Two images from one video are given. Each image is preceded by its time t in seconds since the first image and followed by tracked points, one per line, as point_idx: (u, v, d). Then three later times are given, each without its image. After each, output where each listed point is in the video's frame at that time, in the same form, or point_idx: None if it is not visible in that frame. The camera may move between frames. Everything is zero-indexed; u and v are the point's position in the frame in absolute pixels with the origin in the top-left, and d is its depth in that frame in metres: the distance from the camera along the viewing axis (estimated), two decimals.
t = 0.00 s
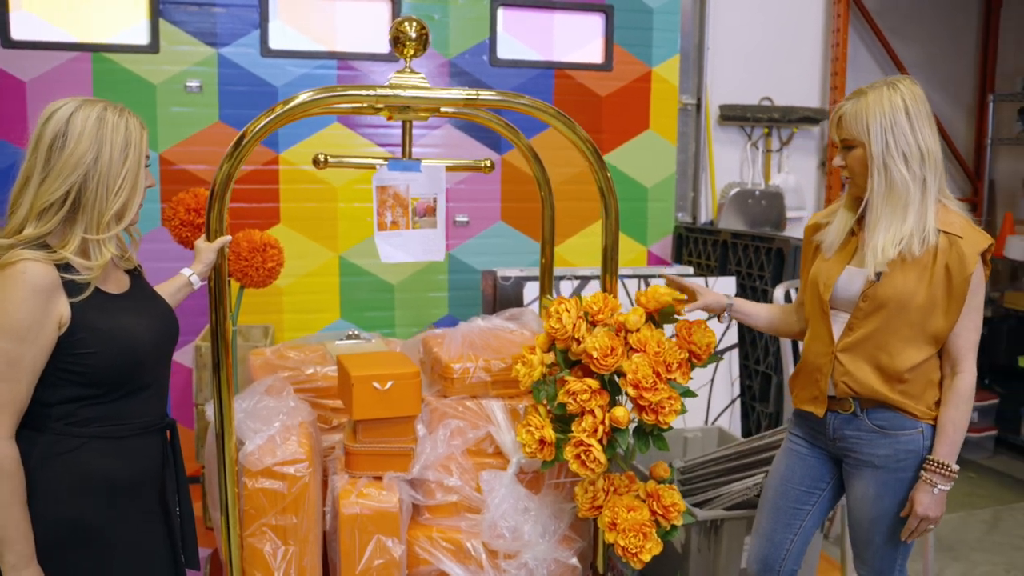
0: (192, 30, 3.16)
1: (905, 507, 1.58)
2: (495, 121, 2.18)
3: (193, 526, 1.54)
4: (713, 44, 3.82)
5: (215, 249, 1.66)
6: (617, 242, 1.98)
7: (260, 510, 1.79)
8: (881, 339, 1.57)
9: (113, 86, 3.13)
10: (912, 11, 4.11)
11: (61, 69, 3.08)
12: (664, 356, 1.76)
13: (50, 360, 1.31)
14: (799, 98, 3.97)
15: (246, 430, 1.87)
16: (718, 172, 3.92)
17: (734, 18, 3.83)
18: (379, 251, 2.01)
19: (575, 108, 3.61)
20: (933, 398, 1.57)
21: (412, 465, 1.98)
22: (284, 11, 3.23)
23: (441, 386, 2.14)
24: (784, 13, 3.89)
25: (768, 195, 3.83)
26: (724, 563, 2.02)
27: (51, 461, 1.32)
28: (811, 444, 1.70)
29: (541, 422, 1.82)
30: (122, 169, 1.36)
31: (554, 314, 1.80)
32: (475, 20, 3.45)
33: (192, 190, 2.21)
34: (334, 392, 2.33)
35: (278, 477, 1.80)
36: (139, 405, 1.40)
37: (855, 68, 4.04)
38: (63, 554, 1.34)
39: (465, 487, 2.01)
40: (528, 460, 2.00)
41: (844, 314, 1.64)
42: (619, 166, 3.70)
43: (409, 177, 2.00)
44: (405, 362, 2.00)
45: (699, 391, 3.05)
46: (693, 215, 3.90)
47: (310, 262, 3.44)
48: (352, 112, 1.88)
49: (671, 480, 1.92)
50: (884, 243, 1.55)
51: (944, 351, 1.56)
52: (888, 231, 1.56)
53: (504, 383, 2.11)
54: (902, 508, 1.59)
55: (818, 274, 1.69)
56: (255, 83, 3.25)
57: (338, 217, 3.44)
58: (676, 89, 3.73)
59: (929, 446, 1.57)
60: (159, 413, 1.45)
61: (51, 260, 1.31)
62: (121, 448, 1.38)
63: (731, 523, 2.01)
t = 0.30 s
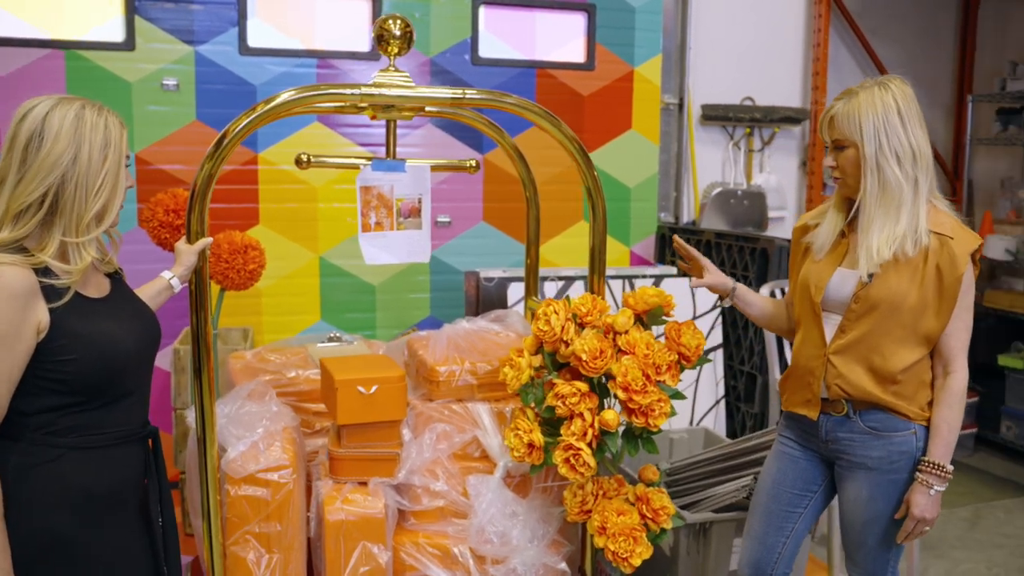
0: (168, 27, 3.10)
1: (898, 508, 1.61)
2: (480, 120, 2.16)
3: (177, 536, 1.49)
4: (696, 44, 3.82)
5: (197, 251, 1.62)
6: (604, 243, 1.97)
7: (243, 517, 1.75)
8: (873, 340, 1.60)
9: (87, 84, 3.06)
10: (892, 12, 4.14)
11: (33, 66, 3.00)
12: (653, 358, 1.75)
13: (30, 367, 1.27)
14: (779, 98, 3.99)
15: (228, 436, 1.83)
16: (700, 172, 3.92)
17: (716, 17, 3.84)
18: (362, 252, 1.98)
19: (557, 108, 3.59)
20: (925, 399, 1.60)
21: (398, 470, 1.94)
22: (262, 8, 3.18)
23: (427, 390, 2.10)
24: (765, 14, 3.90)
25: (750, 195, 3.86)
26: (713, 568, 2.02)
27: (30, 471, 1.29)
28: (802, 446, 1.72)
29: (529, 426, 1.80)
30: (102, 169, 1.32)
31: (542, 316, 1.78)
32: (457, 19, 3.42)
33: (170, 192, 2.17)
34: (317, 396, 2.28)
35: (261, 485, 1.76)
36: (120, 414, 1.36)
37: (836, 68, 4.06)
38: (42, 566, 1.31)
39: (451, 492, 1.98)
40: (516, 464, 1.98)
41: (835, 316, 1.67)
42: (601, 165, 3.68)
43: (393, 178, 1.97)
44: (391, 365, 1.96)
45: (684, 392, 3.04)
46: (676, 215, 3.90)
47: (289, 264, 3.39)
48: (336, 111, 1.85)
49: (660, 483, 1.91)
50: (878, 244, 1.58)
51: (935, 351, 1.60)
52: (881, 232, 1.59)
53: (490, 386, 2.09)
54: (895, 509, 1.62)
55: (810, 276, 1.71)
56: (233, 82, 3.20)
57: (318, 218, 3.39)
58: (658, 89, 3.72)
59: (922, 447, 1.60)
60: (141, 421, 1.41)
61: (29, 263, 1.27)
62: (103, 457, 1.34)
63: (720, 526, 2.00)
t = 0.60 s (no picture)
0: (144, 25, 3.05)
1: (889, 508, 1.62)
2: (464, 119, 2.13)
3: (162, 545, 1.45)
4: (678, 43, 3.82)
5: (179, 253, 1.59)
6: (592, 243, 1.95)
7: (227, 525, 1.72)
8: (864, 341, 1.61)
9: (61, 82, 2.99)
10: (870, 12, 4.17)
11: (4, 64, 2.92)
12: (643, 360, 1.74)
13: (10, 373, 1.24)
14: (761, 97, 4.00)
15: (212, 442, 1.79)
16: (682, 172, 3.92)
17: (698, 17, 3.84)
18: (347, 253, 1.95)
19: (540, 108, 3.57)
20: (915, 398, 1.61)
21: (385, 475, 1.91)
22: (241, 6, 3.14)
23: (413, 393, 2.08)
24: (746, 14, 3.91)
25: (732, 195, 3.89)
26: (702, 570, 2.02)
27: (10, 482, 1.25)
28: (792, 446, 1.73)
29: (518, 429, 1.78)
30: (83, 169, 1.28)
31: (531, 318, 1.77)
32: (438, 17, 3.39)
33: (149, 193, 2.13)
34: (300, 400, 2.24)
35: (246, 491, 1.72)
36: (102, 421, 1.32)
37: (817, 69, 4.08)
38: None
39: (439, 496, 1.95)
40: (504, 467, 1.96)
41: (827, 315, 1.68)
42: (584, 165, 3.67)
43: (378, 178, 1.94)
44: (377, 368, 1.93)
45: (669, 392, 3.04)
46: (658, 215, 3.91)
47: (270, 265, 3.34)
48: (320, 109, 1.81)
49: (649, 485, 1.90)
50: (870, 245, 1.59)
51: (926, 351, 1.61)
52: (873, 233, 1.59)
53: (477, 388, 2.07)
54: (886, 510, 1.63)
55: (801, 277, 1.72)
56: (211, 81, 3.15)
57: (298, 218, 3.35)
58: (641, 89, 3.71)
59: (912, 447, 1.61)
60: (125, 428, 1.37)
61: (8, 267, 1.24)
62: (86, 466, 1.31)
63: (710, 527, 2.00)
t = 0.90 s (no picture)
0: (130, 23, 3.01)
1: (886, 509, 1.62)
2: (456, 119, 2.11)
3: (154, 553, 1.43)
4: (667, 43, 3.82)
5: (169, 255, 1.56)
6: (587, 244, 1.93)
7: (219, 531, 1.70)
8: (862, 341, 1.60)
9: (45, 81, 2.94)
10: (856, 13, 4.21)
11: None
12: (639, 361, 1.72)
13: None
14: (749, 97, 4.01)
15: (202, 447, 1.76)
16: (671, 172, 3.92)
17: (687, 17, 3.84)
18: (339, 255, 1.93)
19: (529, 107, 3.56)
20: (913, 398, 1.61)
21: (378, 479, 1.89)
22: (228, 4, 3.10)
23: (406, 395, 2.07)
24: (735, 13, 3.92)
25: (722, 194, 3.90)
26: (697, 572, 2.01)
27: None
28: (790, 447, 1.73)
29: (513, 431, 1.76)
30: (71, 169, 1.26)
31: (527, 320, 1.75)
32: (427, 16, 3.37)
33: (136, 193, 2.09)
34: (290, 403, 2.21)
35: (237, 496, 1.69)
36: (94, 427, 1.30)
37: (805, 69, 4.11)
38: None
39: (432, 500, 1.93)
40: (498, 470, 1.95)
41: (824, 316, 1.68)
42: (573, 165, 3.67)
43: (371, 178, 1.91)
44: (369, 370, 1.91)
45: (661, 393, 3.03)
46: (648, 215, 3.88)
47: (258, 266, 3.30)
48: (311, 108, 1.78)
49: (644, 487, 1.88)
50: (868, 245, 1.58)
51: (923, 351, 1.61)
52: (871, 233, 1.59)
53: (470, 391, 2.06)
54: (883, 511, 1.63)
55: (798, 278, 1.72)
56: (198, 80, 3.11)
57: (286, 219, 3.32)
58: (630, 88, 3.71)
59: (909, 447, 1.61)
60: (116, 433, 1.35)
61: None
62: (77, 473, 1.28)
63: (705, 529, 1.99)
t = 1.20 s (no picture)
0: (122, 22, 2.98)
1: (886, 508, 1.63)
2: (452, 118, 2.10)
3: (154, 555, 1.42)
4: (661, 43, 3.83)
5: (167, 256, 1.55)
6: (586, 244, 1.93)
7: (217, 534, 1.68)
8: (861, 341, 1.60)
9: (36, 80, 2.91)
10: (847, 14, 4.24)
11: None
12: (639, 362, 1.72)
13: None
14: (742, 98, 4.02)
15: (200, 449, 1.75)
16: (666, 172, 3.92)
17: (681, 17, 3.85)
18: (338, 255, 1.92)
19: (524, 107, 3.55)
20: (912, 398, 1.62)
21: (377, 480, 1.88)
22: (221, 4, 3.08)
23: (404, 397, 2.07)
24: (729, 14, 3.92)
25: (716, 195, 3.89)
26: (696, 571, 2.02)
27: None
28: (789, 447, 1.73)
29: (513, 433, 1.75)
30: (68, 169, 1.24)
31: (526, 321, 1.74)
32: (421, 16, 3.36)
33: (130, 194, 2.08)
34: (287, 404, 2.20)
35: (236, 499, 1.68)
36: (93, 430, 1.29)
37: (798, 70, 4.14)
38: None
39: (431, 501, 1.92)
40: (497, 471, 1.94)
41: (823, 316, 1.68)
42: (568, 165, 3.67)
43: (369, 178, 1.91)
44: (367, 371, 1.90)
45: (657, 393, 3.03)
46: (642, 215, 3.92)
47: (252, 267, 3.29)
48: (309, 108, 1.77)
49: (644, 487, 1.88)
50: (866, 246, 1.59)
51: (921, 351, 1.61)
52: (868, 234, 1.59)
53: (469, 392, 2.05)
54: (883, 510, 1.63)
55: (796, 279, 1.72)
56: (191, 79, 3.09)
57: (280, 219, 3.30)
58: (625, 88, 3.71)
59: (909, 447, 1.62)
60: (116, 437, 1.34)
61: None
62: (77, 477, 1.27)
63: (704, 529, 1.99)
